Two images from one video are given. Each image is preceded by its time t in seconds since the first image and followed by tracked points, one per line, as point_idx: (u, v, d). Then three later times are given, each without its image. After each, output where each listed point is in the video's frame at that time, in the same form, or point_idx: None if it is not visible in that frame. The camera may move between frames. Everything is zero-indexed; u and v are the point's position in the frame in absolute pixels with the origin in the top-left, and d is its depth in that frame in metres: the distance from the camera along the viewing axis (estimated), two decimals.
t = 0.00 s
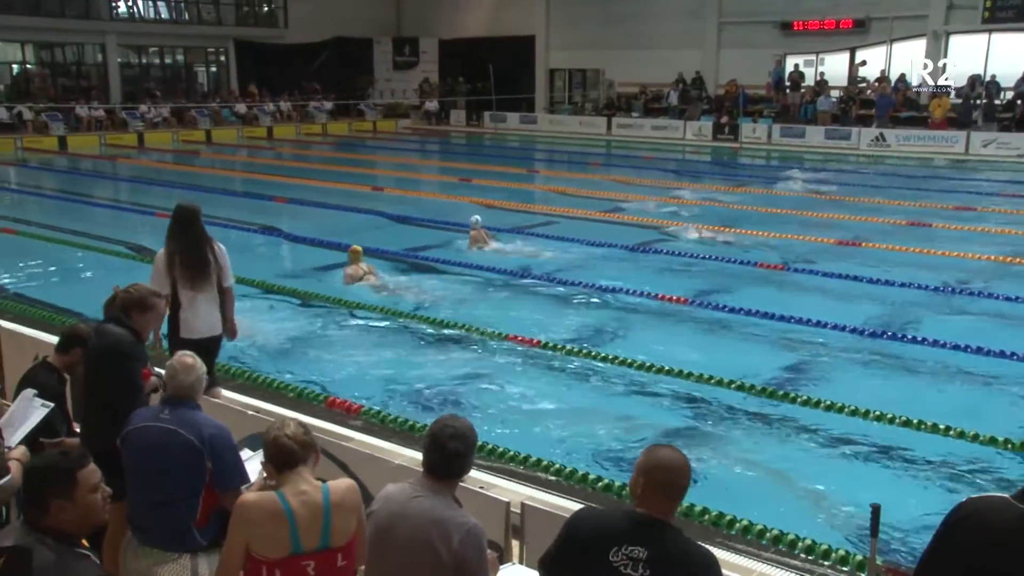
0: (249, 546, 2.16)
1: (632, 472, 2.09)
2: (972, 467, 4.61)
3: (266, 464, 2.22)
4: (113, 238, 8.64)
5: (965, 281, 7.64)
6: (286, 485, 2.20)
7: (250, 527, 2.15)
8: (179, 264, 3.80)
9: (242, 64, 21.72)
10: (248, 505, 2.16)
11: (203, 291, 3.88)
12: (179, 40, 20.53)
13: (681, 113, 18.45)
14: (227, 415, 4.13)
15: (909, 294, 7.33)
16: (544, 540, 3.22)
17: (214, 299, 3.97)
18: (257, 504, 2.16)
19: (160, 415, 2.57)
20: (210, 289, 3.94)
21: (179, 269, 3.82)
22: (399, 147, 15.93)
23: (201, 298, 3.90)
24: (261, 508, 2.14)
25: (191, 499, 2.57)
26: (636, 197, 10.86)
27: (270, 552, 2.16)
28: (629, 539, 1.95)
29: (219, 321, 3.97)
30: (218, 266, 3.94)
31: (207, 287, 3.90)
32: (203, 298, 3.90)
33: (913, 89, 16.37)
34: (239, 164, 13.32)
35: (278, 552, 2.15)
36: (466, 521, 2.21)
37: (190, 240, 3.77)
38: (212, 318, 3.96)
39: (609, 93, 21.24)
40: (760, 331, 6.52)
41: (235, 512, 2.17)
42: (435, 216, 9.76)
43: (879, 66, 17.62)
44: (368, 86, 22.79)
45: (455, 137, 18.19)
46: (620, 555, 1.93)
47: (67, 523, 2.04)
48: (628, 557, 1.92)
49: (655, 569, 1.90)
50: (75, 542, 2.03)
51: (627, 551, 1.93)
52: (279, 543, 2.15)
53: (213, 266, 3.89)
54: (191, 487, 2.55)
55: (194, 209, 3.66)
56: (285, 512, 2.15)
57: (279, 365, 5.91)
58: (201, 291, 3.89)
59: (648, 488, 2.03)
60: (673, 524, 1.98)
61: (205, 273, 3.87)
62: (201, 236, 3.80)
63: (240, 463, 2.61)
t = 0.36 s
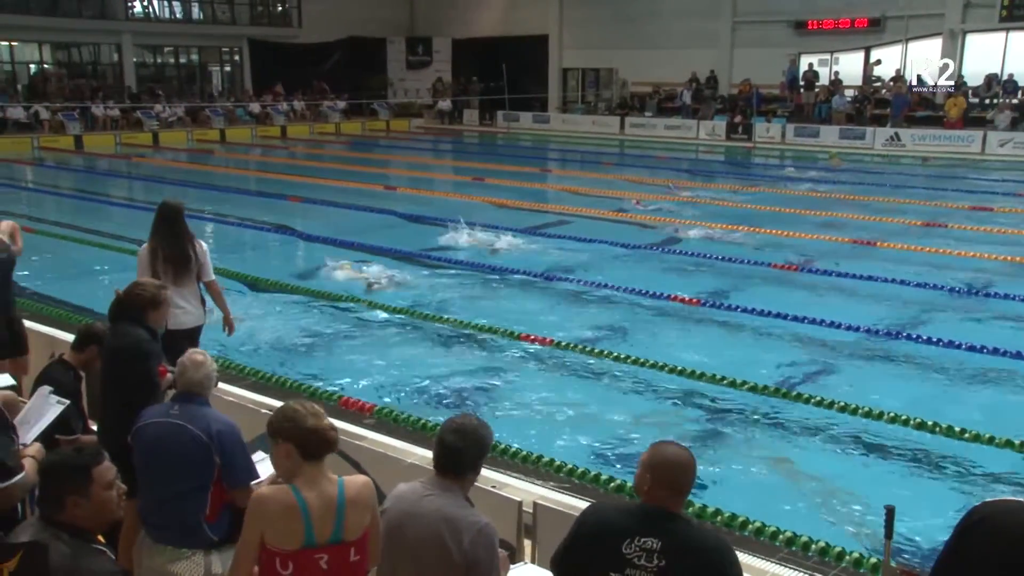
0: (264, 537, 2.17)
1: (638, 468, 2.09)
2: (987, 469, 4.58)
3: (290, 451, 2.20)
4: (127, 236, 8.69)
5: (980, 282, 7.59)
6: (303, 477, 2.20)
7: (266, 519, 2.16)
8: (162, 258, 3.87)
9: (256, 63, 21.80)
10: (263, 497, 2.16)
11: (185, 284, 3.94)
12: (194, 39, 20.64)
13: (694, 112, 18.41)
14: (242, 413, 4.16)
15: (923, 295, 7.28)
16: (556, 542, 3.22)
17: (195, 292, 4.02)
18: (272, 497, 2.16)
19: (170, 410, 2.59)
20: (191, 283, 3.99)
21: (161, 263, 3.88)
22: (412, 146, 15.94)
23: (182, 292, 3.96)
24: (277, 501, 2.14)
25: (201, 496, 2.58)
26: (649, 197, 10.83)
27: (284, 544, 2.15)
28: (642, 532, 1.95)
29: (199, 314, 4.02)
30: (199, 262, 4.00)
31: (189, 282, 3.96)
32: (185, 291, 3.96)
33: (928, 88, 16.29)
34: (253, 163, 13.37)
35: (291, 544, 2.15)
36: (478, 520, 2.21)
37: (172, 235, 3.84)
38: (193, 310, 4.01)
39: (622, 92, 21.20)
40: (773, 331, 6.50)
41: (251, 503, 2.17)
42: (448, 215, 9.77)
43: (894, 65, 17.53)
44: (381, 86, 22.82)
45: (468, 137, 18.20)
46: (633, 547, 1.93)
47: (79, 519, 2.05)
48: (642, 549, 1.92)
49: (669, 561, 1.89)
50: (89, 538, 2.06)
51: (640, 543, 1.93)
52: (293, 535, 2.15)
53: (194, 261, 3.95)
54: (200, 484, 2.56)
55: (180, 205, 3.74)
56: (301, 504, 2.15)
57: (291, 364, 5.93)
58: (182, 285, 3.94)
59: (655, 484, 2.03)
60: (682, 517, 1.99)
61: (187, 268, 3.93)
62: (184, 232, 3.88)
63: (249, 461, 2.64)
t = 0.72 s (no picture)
0: (274, 535, 2.17)
1: (646, 465, 2.08)
2: (998, 470, 4.56)
3: (302, 449, 2.20)
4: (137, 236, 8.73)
5: (991, 283, 7.56)
6: (314, 474, 2.19)
7: (276, 517, 2.16)
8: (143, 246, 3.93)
9: (267, 62, 21.85)
10: (272, 495, 2.16)
11: (166, 273, 3.99)
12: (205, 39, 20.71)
13: (704, 112, 18.38)
14: (251, 413, 4.18)
15: (934, 296, 7.25)
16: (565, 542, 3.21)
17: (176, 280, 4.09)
18: (282, 494, 2.15)
19: (176, 413, 2.59)
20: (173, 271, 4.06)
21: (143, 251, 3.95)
22: (422, 146, 15.97)
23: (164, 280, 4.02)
24: (286, 498, 2.14)
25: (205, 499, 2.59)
26: (659, 197, 10.81)
27: (294, 540, 2.15)
28: (651, 528, 1.95)
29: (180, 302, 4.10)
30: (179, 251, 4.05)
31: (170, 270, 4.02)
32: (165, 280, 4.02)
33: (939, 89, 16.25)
34: (263, 163, 13.40)
35: (301, 540, 2.15)
36: (486, 519, 2.21)
37: (152, 226, 3.88)
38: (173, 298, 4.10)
39: (632, 92, 21.17)
40: (782, 332, 6.48)
41: (260, 501, 2.17)
42: (458, 216, 9.77)
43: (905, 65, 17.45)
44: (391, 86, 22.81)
45: (477, 137, 18.20)
46: (643, 544, 1.93)
47: (91, 517, 2.03)
48: (652, 545, 1.92)
49: (680, 557, 1.89)
50: (101, 536, 2.05)
51: (650, 539, 1.93)
52: (302, 531, 2.15)
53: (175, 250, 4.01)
54: (203, 488, 2.57)
55: (160, 196, 3.76)
56: (310, 501, 2.15)
57: (300, 363, 5.95)
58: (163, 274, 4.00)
59: (664, 481, 2.03)
60: (691, 513, 1.98)
61: (168, 257, 3.98)
62: (164, 222, 3.91)
63: (250, 467, 2.63)
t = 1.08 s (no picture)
0: (288, 533, 2.17)
1: (661, 466, 2.08)
2: (1013, 473, 4.53)
3: (315, 449, 2.20)
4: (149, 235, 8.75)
5: (1006, 284, 7.50)
6: (328, 474, 2.19)
7: (290, 517, 2.16)
8: (122, 241, 4.12)
9: (279, 63, 21.92)
10: (286, 494, 2.16)
11: (145, 265, 4.20)
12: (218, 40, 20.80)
13: (716, 113, 18.34)
14: (262, 414, 4.19)
15: (949, 297, 7.21)
16: (576, 543, 3.20)
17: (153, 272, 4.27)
18: (296, 494, 2.16)
19: (189, 415, 2.58)
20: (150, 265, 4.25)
21: (122, 246, 4.13)
22: (434, 146, 15.99)
23: (141, 273, 4.21)
24: (300, 498, 2.15)
25: (220, 498, 2.61)
26: (672, 198, 10.79)
27: (308, 540, 2.16)
28: (667, 531, 1.94)
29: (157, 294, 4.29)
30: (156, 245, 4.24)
31: (147, 264, 4.21)
32: (142, 273, 4.21)
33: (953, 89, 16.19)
34: (275, 163, 13.43)
35: (316, 540, 2.16)
36: (499, 520, 2.21)
37: (131, 223, 4.07)
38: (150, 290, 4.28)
39: (644, 93, 21.10)
40: (795, 333, 6.46)
41: (274, 501, 2.17)
42: (469, 216, 9.78)
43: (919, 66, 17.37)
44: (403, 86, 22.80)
45: (489, 137, 18.20)
46: (659, 547, 1.92)
47: (101, 516, 2.02)
48: (667, 548, 1.91)
49: (696, 560, 1.89)
50: (113, 535, 2.03)
51: (665, 543, 1.92)
52: (317, 530, 2.16)
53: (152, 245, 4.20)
54: (217, 488, 2.59)
55: (139, 194, 3.95)
56: (324, 502, 2.15)
57: (312, 363, 5.96)
58: (139, 267, 4.19)
59: (680, 483, 2.02)
60: (706, 514, 1.98)
61: (145, 251, 4.18)
62: (142, 219, 4.11)
63: (264, 468, 2.62)
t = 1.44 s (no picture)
0: (299, 533, 2.17)
1: (674, 469, 2.08)
2: None
3: (326, 450, 2.19)
4: (163, 235, 8.80)
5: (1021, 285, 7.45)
6: (338, 476, 2.19)
7: (301, 517, 2.16)
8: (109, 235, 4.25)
9: (292, 63, 22.00)
10: (297, 495, 2.17)
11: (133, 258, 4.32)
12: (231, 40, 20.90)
13: (729, 113, 18.30)
14: (274, 414, 4.20)
15: (963, 299, 7.16)
16: (588, 543, 3.19)
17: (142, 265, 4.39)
18: (307, 496, 2.16)
19: (202, 416, 2.59)
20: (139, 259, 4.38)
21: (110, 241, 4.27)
22: (446, 146, 16.01)
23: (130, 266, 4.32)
24: (311, 498, 2.15)
25: (232, 497, 2.61)
26: (684, 199, 10.77)
27: (320, 541, 2.16)
28: (682, 535, 1.93)
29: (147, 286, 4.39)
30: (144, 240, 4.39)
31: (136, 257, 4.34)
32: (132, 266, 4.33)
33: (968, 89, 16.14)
34: (288, 163, 13.47)
35: (327, 540, 2.16)
36: (512, 521, 2.20)
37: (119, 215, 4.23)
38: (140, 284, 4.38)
39: (656, 93, 21.05)
40: (808, 334, 6.43)
41: (285, 502, 2.18)
42: (481, 216, 9.79)
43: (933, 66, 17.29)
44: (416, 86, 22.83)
45: (501, 137, 18.20)
46: (675, 551, 1.91)
47: (112, 515, 2.01)
48: (684, 552, 1.90)
49: (713, 563, 1.88)
50: (123, 534, 2.02)
51: (681, 546, 1.91)
52: (328, 531, 2.16)
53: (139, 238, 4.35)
54: (229, 488, 2.60)
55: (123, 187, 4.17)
56: (335, 503, 2.15)
57: (323, 362, 5.97)
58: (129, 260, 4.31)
59: (695, 485, 2.02)
60: (722, 517, 1.98)
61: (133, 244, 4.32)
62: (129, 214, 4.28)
63: (277, 469, 2.63)
